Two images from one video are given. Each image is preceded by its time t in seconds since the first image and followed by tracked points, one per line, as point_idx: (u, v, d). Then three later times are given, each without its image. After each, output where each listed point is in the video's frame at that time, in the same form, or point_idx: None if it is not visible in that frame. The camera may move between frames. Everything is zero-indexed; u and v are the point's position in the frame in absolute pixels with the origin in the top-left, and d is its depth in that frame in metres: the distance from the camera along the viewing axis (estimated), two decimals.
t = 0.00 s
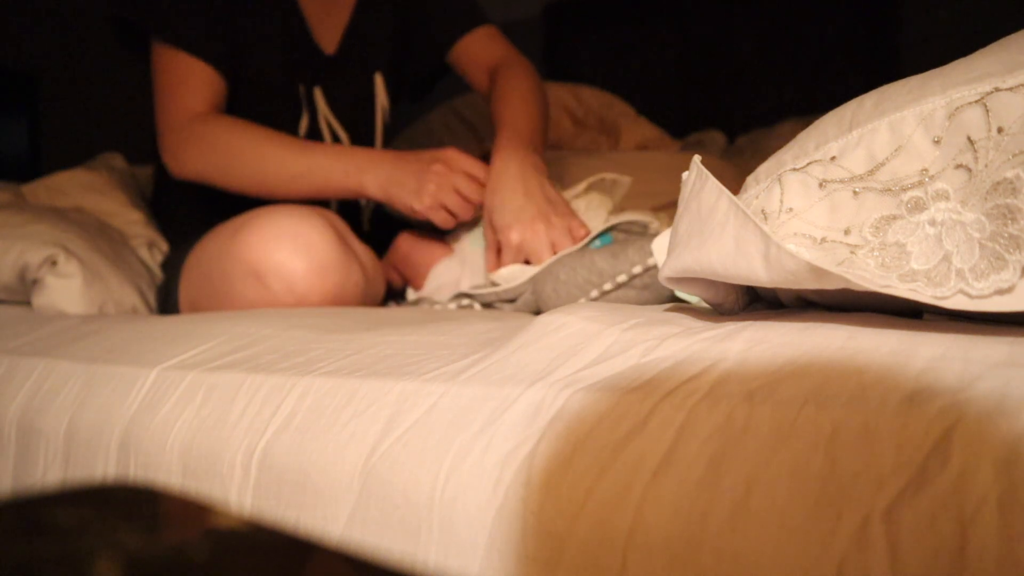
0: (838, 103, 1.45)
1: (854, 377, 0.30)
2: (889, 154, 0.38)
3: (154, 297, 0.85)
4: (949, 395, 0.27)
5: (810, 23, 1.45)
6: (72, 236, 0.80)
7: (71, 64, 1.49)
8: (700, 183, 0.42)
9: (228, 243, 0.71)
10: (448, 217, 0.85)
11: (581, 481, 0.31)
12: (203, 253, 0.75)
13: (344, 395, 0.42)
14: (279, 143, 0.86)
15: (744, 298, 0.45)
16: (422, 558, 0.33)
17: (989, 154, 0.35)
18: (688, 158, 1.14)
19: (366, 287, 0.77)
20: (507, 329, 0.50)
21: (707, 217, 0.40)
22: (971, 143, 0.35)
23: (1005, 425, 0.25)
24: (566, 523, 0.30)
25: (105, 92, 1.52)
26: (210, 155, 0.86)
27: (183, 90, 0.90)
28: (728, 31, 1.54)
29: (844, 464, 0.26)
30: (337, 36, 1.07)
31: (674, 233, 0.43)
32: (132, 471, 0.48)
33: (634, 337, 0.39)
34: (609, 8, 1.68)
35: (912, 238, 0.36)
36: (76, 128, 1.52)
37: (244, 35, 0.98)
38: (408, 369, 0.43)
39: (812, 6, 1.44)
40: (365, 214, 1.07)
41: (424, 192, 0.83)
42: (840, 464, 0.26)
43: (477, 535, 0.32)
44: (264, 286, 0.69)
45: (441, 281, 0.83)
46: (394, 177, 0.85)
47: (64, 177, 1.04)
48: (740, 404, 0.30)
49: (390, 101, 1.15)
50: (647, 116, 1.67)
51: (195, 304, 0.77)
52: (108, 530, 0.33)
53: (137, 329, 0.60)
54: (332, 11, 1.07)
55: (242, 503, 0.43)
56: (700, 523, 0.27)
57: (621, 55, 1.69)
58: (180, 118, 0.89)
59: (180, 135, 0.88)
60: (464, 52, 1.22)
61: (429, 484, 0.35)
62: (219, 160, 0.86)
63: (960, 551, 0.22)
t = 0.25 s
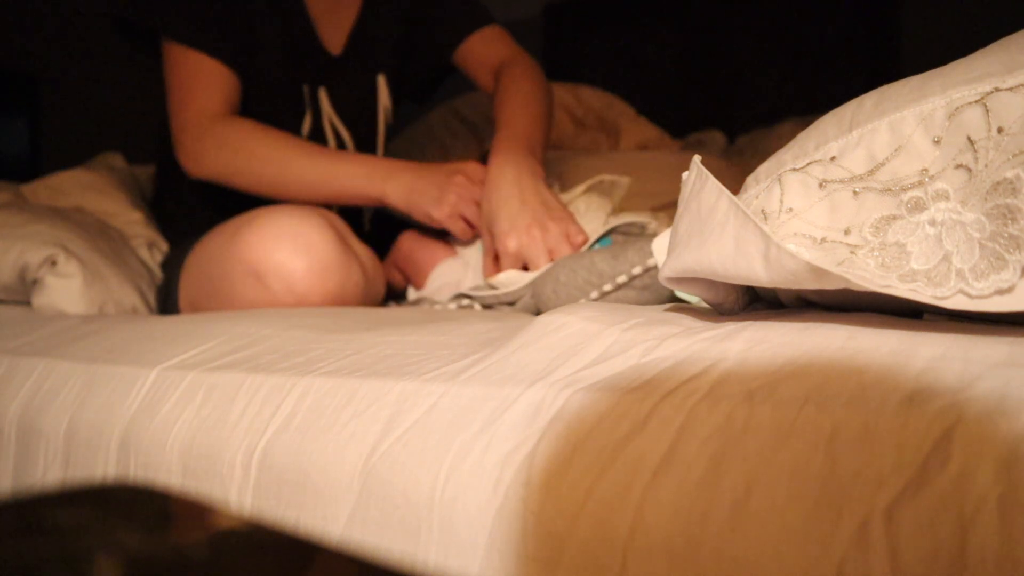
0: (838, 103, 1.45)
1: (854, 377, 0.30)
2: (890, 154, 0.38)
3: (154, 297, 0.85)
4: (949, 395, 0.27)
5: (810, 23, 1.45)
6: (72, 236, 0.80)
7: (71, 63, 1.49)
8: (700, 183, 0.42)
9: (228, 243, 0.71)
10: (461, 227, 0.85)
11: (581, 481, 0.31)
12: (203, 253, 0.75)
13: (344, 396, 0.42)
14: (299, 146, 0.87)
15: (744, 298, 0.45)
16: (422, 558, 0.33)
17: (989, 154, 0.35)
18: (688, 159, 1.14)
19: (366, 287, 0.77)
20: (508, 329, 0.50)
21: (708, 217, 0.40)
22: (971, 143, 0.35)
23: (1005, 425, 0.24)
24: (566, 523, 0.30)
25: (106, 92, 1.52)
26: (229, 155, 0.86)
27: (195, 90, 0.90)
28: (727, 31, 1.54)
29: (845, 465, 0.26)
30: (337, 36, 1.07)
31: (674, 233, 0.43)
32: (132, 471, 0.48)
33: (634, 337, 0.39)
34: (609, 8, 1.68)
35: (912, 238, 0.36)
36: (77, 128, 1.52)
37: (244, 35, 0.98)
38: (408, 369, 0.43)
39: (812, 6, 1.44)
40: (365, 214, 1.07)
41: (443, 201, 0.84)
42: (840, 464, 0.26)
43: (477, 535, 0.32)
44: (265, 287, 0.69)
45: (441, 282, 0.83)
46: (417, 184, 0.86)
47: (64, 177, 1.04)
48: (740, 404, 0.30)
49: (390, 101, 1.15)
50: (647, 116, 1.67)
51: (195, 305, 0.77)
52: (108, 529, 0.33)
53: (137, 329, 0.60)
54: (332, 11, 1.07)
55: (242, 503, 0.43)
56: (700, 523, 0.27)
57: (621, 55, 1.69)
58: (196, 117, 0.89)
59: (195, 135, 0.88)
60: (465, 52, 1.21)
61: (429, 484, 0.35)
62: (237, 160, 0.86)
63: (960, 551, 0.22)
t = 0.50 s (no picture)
0: (837, 103, 1.45)
1: (854, 377, 0.30)
2: (890, 154, 0.38)
3: (154, 296, 0.84)
4: (949, 395, 0.27)
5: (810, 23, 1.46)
6: (72, 234, 0.80)
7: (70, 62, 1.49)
8: (700, 183, 0.42)
9: (228, 242, 0.71)
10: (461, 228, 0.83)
11: (581, 481, 0.31)
12: (202, 252, 0.75)
13: (345, 395, 0.42)
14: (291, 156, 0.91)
15: (744, 298, 0.45)
16: (421, 558, 0.33)
17: (989, 154, 0.35)
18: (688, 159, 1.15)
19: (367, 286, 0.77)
20: (508, 329, 0.50)
21: (708, 217, 0.40)
22: (971, 143, 0.35)
23: (1004, 425, 0.25)
24: (566, 523, 0.30)
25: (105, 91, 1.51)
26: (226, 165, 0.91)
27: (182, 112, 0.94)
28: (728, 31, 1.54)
29: (844, 465, 0.26)
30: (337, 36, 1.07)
31: (674, 233, 0.43)
32: (132, 470, 0.48)
33: (634, 337, 0.39)
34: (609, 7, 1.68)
35: (912, 238, 0.36)
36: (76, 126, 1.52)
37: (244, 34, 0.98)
38: (408, 369, 0.43)
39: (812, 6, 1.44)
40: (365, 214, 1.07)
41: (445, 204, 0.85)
42: (839, 464, 0.26)
43: (477, 535, 0.32)
44: (268, 278, 0.69)
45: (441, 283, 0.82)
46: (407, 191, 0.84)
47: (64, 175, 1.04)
48: (740, 404, 0.30)
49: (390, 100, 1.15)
50: (646, 116, 1.67)
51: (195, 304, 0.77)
52: (108, 528, 0.33)
53: (138, 328, 0.60)
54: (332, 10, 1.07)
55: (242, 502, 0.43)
56: (700, 523, 0.27)
57: (621, 55, 1.69)
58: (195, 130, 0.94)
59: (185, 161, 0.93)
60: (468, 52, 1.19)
61: (429, 484, 0.35)
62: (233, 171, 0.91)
63: (960, 552, 0.22)
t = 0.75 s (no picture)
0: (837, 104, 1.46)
1: (855, 377, 0.30)
2: (890, 154, 0.38)
3: (154, 296, 0.84)
4: (949, 395, 0.27)
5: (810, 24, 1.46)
6: (72, 234, 0.80)
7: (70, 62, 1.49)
8: (700, 183, 0.42)
9: (228, 241, 0.71)
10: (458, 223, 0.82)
11: (581, 481, 0.31)
12: (202, 251, 0.75)
13: (345, 395, 0.42)
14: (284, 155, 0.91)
15: (744, 298, 0.45)
16: (421, 558, 0.33)
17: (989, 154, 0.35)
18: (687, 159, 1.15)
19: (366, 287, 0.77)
20: (508, 329, 0.50)
21: (708, 217, 0.40)
22: (971, 143, 0.35)
23: (1005, 425, 0.25)
24: (567, 523, 0.30)
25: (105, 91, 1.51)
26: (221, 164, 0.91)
27: (181, 110, 0.94)
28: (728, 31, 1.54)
29: (844, 464, 0.26)
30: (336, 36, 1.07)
31: (674, 234, 0.43)
32: (132, 470, 0.48)
33: (634, 336, 0.39)
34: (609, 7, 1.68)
35: (912, 238, 0.36)
36: (76, 127, 1.52)
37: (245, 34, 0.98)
38: (408, 369, 0.43)
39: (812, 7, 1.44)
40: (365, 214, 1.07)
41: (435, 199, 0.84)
42: (840, 464, 0.26)
43: (477, 535, 0.32)
44: (269, 278, 0.69)
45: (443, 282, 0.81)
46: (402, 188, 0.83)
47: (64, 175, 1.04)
48: (740, 404, 0.30)
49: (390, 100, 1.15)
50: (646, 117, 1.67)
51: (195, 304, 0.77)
52: (109, 527, 0.33)
53: (138, 328, 0.60)
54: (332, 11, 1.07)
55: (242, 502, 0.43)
56: (700, 523, 0.27)
57: (621, 55, 1.69)
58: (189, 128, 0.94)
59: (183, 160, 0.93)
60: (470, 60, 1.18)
61: (429, 483, 0.35)
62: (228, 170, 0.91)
63: (960, 551, 0.22)
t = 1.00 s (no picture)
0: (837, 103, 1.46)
1: (854, 377, 0.30)
2: (890, 154, 0.38)
3: (154, 295, 0.85)
4: (949, 395, 0.27)
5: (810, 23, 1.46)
6: (72, 233, 0.80)
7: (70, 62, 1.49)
8: (700, 183, 0.42)
9: (228, 241, 0.71)
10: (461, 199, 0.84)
11: (581, 481, 0.31)
12: (202, 251, 0.75)
13: (345, 395, 0.42)
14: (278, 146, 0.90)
15: (744, 298, 0.45)
16: (422, 559, 0.33)
17: (989, 154, 0.35)
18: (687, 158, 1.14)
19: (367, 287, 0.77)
20: (508, 328, 0.50)
21: (708, 217, 0.40)
22: (971, 143, 0.35)
23: (1005, 425, 0.24)
24: (567, 524, 0.30)
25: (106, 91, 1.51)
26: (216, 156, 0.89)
27: (169, 106, 0.92)
28: (728, 31, 1.54)
29: (845, 464, 0.26)
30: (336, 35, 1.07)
31: (674, 233, 0.43)
32: (132, 470, 0.48)
33: (634, 336, 0.39)
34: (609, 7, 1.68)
35: (912, 238, 0.36)
36: (76, 127, 1.52)
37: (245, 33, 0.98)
38: (408, 369, 0.43)
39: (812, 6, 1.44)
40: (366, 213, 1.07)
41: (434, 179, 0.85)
42: (840, 464, 0.26)
43: (477, 535, 0.32)
44: (268, 277, 0.69)
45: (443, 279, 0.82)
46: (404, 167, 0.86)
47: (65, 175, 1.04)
48: (740, 404, 0.30)
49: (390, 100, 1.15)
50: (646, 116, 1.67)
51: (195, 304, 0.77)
52: (109, 527, 0.33)
53: (138, 328, 0.60)
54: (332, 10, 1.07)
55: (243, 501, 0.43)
56: (699, 523, 0.27)
57: (621, 55, 1.69)
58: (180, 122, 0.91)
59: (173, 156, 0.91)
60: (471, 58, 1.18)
61: (429, 484, 0.35)
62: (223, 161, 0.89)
63: (960, 551, 0.22)
